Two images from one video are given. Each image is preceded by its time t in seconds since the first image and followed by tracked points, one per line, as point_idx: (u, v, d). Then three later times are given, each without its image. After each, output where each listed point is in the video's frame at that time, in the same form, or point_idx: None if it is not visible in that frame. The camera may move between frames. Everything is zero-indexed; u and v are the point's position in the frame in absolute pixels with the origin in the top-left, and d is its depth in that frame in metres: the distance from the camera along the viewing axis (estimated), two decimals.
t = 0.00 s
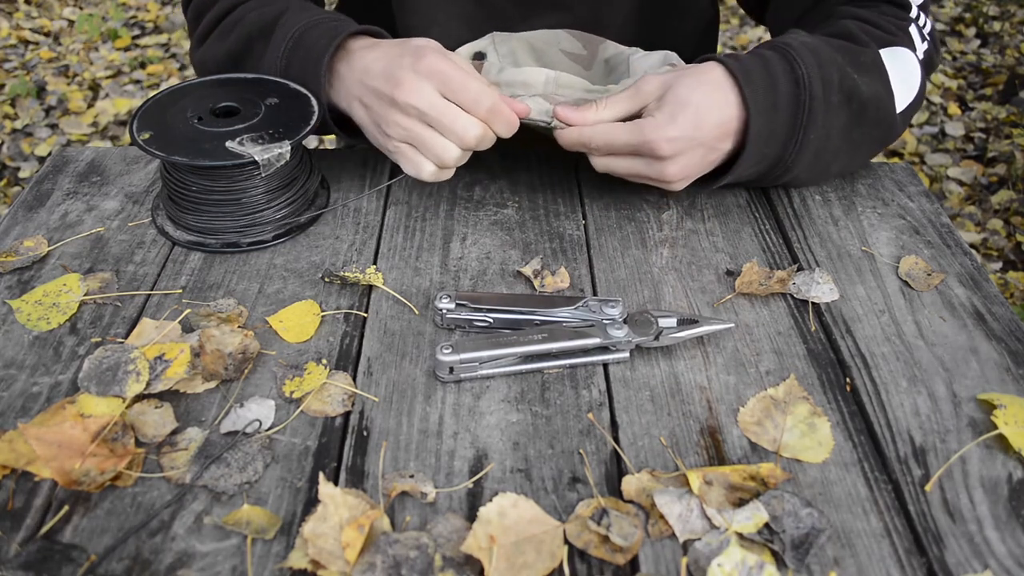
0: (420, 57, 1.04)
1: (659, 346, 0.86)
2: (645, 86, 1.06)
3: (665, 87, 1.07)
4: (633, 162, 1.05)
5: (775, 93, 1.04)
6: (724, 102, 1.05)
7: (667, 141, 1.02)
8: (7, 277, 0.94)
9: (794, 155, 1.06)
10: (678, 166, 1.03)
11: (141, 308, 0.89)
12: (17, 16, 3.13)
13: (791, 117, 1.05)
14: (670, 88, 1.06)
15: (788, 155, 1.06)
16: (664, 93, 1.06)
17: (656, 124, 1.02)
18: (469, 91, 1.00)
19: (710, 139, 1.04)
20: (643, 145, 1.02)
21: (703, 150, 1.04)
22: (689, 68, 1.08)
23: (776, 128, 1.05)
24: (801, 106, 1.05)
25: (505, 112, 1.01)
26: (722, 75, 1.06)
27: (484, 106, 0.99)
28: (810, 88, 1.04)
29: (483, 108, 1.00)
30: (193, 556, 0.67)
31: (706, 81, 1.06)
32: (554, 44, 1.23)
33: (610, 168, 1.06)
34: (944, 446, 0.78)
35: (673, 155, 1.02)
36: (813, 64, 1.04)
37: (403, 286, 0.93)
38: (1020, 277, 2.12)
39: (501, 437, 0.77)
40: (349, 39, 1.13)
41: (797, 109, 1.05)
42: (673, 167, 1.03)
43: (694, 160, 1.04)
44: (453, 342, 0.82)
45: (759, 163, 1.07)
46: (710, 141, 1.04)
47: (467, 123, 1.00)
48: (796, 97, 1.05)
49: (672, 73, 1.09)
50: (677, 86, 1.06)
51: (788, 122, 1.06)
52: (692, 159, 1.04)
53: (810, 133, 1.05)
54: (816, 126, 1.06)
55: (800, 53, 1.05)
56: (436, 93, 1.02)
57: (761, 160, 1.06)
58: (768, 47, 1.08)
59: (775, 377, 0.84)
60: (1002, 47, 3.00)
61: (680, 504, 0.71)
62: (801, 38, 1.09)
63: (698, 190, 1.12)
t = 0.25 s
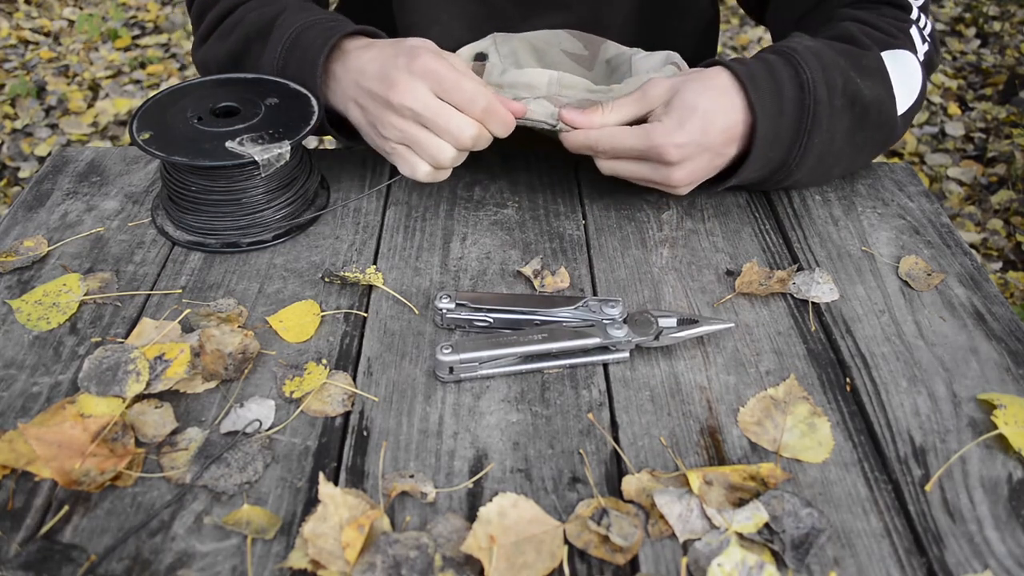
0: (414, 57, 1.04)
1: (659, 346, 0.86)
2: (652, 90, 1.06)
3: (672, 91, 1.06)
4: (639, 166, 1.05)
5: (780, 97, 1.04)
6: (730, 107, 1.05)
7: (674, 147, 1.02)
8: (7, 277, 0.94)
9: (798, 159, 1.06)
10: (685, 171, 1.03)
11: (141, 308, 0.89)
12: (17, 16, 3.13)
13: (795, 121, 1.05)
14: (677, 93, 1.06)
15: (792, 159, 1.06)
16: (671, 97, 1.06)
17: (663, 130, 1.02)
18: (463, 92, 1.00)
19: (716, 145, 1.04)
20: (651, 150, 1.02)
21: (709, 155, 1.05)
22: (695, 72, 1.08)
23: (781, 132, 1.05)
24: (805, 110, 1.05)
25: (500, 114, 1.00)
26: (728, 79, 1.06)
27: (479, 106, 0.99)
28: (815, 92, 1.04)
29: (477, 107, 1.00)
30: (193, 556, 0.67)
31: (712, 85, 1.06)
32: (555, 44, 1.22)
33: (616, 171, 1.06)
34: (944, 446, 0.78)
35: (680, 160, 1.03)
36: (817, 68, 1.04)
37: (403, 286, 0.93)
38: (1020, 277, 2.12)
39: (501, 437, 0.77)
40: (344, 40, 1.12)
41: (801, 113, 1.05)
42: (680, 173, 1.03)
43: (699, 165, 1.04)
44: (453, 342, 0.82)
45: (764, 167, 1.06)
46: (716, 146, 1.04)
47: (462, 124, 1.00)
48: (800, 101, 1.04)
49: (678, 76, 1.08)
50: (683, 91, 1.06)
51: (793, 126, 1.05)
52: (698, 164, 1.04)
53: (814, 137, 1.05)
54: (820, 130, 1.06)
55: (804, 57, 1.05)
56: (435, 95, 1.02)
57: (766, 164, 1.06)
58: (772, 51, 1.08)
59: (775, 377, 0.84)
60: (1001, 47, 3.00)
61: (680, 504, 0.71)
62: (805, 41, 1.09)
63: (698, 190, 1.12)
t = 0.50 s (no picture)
0: (408, 58, 1.04)
1: (659, 346, 0.86)
2: (655, 92, 1.06)
3: (676, 93, 1.06)
4: (644, 168, 1.05)
5: (783, 99, 1.04)
6: (732, 109, 1.04)
7: (678, 149, 1.01)
8: (7, 277, 0.94)
9: (800, 161, 1.06)
10: (689, 174, 1.03)
11: (141, 308, 0.89)
12: (17, 16, 3.13)
13: (797, 122, 1.05)
14: (680, 95, 1.05)
15: (793, 160, 1.06)
16: (675, 99, 1.06)
17: (667, 132, 1.02)
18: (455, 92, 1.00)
19: (720, 146, 1.04)
20: (655, 153, 1.02)
21: (713, 157, 1.04)
22: (698, 74, 1.08)
23: (783, 133, 1.05)
24: (807, 112, 1.05)
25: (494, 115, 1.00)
26: (731, 81, 1.06)
27: (472, 107, 0.99)
28: (817, 94, 1.04)
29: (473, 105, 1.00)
30: (193, 556, 0.67)
31: (714, 87, 1.05)
32: (556, 44, 1.22)
33: (620, 173, 1.06)
34: (944, 446, 0.78)
35: (684, 163, 1.02)
36: (819, 70, 1.05)
37: (403, 286, 0.93)
38: (1020, 277, 2.12)
39: (501, 437, 0.77)
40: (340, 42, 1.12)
41: (803, 114, 1.05)
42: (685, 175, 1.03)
43: (703, 167, 1.04)
44: (453, 342, 0.82)
45: (766, 169, 1.06)
46: (719, 147, 1.04)
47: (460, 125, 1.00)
48: (802, 103, 1.04)
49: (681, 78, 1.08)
50: (687, 93, 1.05)
51: (795, 127, 1.05)
52: (702, 166, 1.04)
53: (816, 139, 1.05)
54: (822, 131, 1.06)
55: (806, 58, 1.05)
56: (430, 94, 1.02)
57: (768, 165, 1.06)
58: (774, 53, 1.08)
59: (775, 377, 0.84)
60: (1001, 47, 3.00)
61: (680, 504, 0.71)
62: (806, 43, 1.08)
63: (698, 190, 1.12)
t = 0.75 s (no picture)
0: (411, 54, 1.04)
1: (659, 346, 0.86)
2: (658, 94, 1.05)
3: (679, 95, 1.05)
4: (645, 170, 1.05)
5: (785, 102, 1.04)
6: (735, 111, 1.04)
7: (682, 151, 1.01)
8: (7, 277, 0.94)
9: (800, 164, 1.06)
10: (691, 176, 1.03)
11: (141, 308, 0.89)
12: (17, 16, 3.14)
13: (798, 125, 1.05)
14: (683, 97, 1.05)
15: (794, 163, 1.06)
16: (677, 101, 1.05)
17: (670, 135, 1.02)
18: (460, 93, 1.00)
19: (722, 149, 1.04)
20: (657, 155, 1.02)
21: (715, 159, 1.04)
22: (701, 76, 1.07)
23: (785, 136, 1.05)
24: (809, 115, 1.05)
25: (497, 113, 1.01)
26: (734, 84, 1.05)
27: (477, 106, 0.99)
28: (819, 97, 1.04)
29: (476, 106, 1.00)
30: (193, 556, 0.67)
31: (718, 90, 1.05)
32: (557, 44, 1.23)
33: (622, 174, 1.06)
34: (944, 446, 0.78)
35: (687, 165, 1.02)
36: (821, 74, 1.05)
37: (403, 286, 0.93)
38: (1020, 277, 2.12)
39: (501, 437, 0.77)
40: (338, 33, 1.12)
41: (805, 118, 1.05)
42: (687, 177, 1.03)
43: (704, 169, 1.04)
44: (453, 342, 0.82)
45: (767, 171, 1.06)
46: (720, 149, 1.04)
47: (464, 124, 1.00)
48: (804, 106, 1.04)
49: (683, 79, 1.07)
50: (690, 95, 1.04)
51: (796, 130, 1.05)
52: (704, 169, 1.04)
53: (817, 143, 1.05)
54: (823, 135, 1.05)
55: (809, 62, 1.05)
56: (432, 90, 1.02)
57: (769, 167, 1.06)
58: (775, 56, 1.08)
59: (775, 377, 0.84)
60: (1001, 47, 3.00)
61: (680, 504, 0.71)
62: (808, 46, 1.08)
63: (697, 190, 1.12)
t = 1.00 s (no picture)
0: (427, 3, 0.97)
1: (659, 346, 0.86)
2: (659, 101, 1.04)
3: (680, 102, 1.04)
4: (648, 178, 1.05)
5: (784, 106, 1.04)
6: (736, 117, 1.04)
7: (686, 161, 1.00)
8: (7, 277, 0.94)
9: (799, 167, 1.06)
10: (695, 185, 1.03)
11: (141, 308, 0.89)
12: (17, 16, 3.14)
13: (797, 129, 1.05)
14: (684, 104, 1.04)
15: (792, 167, 1.06)
16: (677, 107, 1.04)
17: (674, 144, 1.01)
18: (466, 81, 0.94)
19: (723, 156, 1.04)
20: (661, 164, 1.01)
21: (717, 166, 1.04)
22: (701, 81, 1.06)
23: (784, 140, 1.05)
24: (808, 121, 1.05)
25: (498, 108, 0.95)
26: (734, 89, 1.05)
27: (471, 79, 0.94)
28: (818, 102, 1.04)
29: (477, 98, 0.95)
30: (193, 556, 0.67)
31: (718, 96, 1.04)
32: (557, 43, 1.20)
33: (625, 182, 1.06)
34: (944, 446, 0.78)
35: (691, 174, 1.02)
36: (820, 78, 1.05)
37: (403, 286, 0.93)
38: (1020, 277, 2.12)
39: (501, 437, 0.77)
40: None
41: (803, 122, 1.05)
42: (691, 186, 1.03)
43: (707, 177, 1.04)
44: (453, 342, 0.82)
45: (765, 174, 1.06)
46: (721, 157, 1.03)
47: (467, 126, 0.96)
48: (803, 110, 1.05)
49: (683, 84, 1.06)
50: (691, 102, 1.04)
51: (795, 135, 1.05)
52: (706, 177, 1.04)
53: (815, 147, 1.05)
54: (822, 139, 1.06)
55: (808, 66, 1.05)
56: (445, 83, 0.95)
57: (767, 170, 1.06)
58: (775, 60, 1.09)
59: (775, 377, 0.84)
60: (1001, 47, 3.00)
61: (680, 504, 0.71)
62: (808, 51, 1.09)
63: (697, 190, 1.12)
